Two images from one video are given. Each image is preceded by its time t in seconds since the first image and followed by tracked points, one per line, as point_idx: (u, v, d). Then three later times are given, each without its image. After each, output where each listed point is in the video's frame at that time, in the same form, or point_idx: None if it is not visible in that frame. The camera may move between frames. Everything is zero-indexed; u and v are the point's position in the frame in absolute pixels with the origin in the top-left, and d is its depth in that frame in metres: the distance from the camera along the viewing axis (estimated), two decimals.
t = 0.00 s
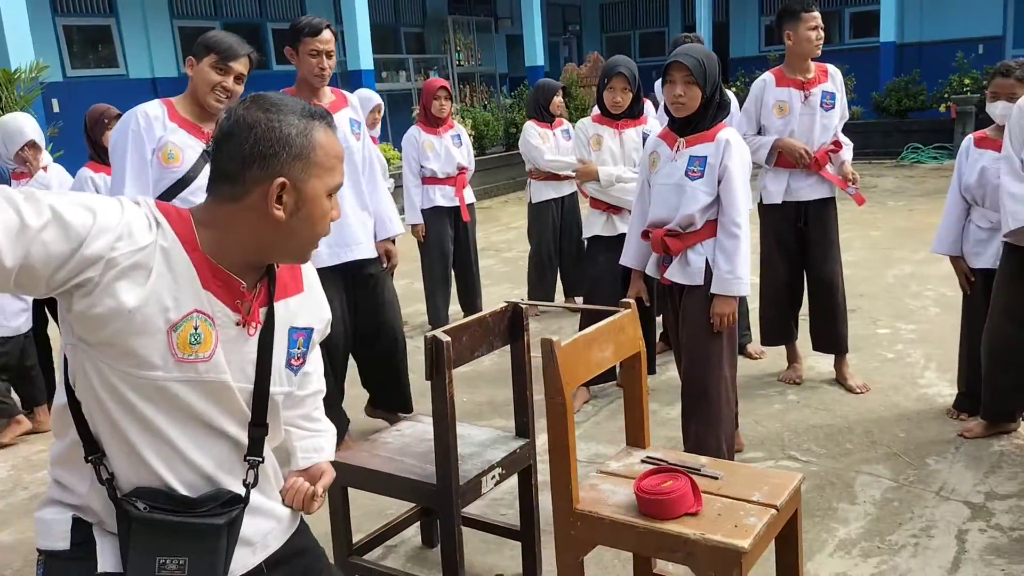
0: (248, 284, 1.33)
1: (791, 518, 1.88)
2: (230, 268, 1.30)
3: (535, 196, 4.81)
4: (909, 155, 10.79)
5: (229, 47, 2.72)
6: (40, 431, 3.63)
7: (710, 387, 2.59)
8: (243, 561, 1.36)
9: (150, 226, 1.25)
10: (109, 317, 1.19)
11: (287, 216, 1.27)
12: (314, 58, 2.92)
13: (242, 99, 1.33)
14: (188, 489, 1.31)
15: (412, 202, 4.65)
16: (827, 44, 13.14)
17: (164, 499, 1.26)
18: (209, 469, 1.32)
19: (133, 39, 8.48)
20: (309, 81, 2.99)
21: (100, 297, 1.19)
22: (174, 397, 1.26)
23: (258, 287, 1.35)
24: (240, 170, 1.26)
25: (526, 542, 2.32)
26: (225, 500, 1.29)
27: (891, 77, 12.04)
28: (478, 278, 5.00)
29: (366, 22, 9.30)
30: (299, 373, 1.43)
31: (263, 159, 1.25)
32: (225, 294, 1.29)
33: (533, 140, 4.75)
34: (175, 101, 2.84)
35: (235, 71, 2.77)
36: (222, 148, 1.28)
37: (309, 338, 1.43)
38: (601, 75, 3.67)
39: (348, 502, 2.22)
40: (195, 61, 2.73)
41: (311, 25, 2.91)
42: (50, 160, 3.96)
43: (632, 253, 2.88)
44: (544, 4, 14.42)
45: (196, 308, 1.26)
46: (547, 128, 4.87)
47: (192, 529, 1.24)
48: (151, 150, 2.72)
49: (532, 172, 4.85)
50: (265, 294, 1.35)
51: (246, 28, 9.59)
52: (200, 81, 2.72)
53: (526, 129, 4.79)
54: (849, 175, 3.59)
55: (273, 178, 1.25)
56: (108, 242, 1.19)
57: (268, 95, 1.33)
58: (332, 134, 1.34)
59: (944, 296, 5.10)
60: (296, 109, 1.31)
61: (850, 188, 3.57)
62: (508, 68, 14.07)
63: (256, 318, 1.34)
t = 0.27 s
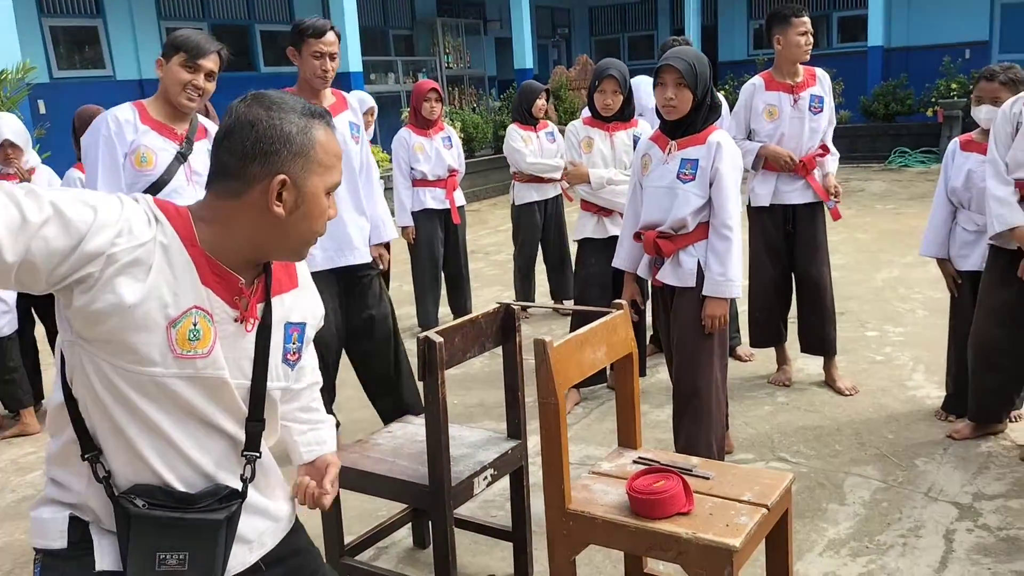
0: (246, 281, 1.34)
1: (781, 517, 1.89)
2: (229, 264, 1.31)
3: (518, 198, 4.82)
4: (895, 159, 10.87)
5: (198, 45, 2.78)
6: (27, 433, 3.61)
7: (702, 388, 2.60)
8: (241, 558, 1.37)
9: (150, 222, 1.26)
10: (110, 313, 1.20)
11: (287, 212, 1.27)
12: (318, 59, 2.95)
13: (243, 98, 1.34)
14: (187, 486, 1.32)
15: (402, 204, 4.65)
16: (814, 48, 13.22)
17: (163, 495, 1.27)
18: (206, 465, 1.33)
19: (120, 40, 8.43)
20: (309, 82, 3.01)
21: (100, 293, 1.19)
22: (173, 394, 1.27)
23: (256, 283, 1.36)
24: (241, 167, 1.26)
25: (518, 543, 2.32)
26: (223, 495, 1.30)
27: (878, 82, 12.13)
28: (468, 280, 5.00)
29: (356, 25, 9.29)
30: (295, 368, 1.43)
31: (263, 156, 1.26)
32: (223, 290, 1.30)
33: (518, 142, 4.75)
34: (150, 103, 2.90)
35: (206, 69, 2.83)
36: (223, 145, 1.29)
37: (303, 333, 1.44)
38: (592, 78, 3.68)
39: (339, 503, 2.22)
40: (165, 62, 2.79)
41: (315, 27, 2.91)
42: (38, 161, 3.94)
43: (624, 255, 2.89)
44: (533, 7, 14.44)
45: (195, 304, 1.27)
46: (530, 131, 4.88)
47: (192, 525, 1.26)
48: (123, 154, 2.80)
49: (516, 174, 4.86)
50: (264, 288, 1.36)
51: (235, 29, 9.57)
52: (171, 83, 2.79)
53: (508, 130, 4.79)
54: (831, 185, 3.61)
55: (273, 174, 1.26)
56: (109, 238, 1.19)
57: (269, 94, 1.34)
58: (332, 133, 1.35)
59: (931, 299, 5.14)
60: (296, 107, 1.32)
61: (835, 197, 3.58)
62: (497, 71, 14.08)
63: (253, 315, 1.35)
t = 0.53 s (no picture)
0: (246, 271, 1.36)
1: (772, 521, 1.90)
2: (231, 257, 1.32)
3: (509, 203, 4.84)
4: (885, 165, 10.93)
5: (147, 41, 2.81)
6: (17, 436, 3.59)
7: (693, 392, 2.61)
8: (242, 555, 1.40)
9: (152, 218, 1.27)
10: (122, 311, 1.21)
11: (289, 209, 1.31)
12: (338, 63, 2.92)
13: (249, 97, 1.35)
14: (193, 478, 1.33)
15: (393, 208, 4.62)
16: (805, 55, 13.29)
17: (168, 489, 1.27)
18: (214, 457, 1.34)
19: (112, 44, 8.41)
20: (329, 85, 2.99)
21: (112, 292, 1.21)
22: (182, 387, 1.28)
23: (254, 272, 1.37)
24: (247, 164, 1.29)
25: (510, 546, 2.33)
26: (227, 485, 1.31)
27: (868, 88, 12.20)
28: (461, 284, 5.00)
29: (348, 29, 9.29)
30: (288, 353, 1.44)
31: (269, 155, 1.28)
32: (225, 281, 1.31)
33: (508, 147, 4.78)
34: (110, 106, 2.94)
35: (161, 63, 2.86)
36: (229, 142, 1.30)
37: (293, 319, 1.46)
38: (584, 84, 3.70)
39: (332, 506, 2.22)
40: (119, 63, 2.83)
41: (336, 31, 2.91)
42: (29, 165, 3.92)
43: (616, 259, 2.90)
44: (526, 13, 14.47)
45: (200, 297, 1.28)
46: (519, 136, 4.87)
47: (199, 515, 1.26)
48: (84, 159, 2.85)
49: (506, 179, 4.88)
50: (259, 278, 1.38)
51: (227, 33, 9.56)
52: (126, 83, 2.83)
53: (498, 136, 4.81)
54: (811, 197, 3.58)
55: (278, 173, 1.29)
56: (118, 237, 1.20)
57: (276, 94, 1.36)
58: (334, 135, 1.38)
59: (920, 304, 5.17)
60: (301, 108, 1.35)
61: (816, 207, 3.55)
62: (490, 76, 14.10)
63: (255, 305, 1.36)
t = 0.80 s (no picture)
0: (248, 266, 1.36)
1: (767, 525, 1.90)
2: (232, 254, 1.33)
3: (507, 208, 4.85)
4: (879, 171, 10.97)
5: (106, 48, 2.82)
6: (11, 440, 3.59)
7: (689, 395, 2.62)
8: (241, 552, 1.40)
9: (155, 215, 1.27)
10: (125, 307, 1.21)
11: (292, 206, 1.32)
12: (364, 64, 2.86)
13: (256, 98, 1.38)
14: (193, 471, 1.33)
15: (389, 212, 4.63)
16: (800, 61, 13.34)
17: (169, 483, 1.26)
18: (216, 452, 1.34)
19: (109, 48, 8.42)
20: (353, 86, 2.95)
21: (116, 288, 1.21)
22: (184, 382, 1.28)
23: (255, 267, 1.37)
24: (253, 162, 1.30)
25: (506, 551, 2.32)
26: (227, 480, 1.31)
27: (862, 95, 12.24)
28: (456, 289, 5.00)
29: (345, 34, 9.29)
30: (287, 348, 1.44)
31: (275, 153, 1.30)
32: (227, 276, 1.31)
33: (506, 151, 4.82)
34: (79, 115, 2.97)
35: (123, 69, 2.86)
36: (234, 140, 1.32)
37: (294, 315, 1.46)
38: (580, 89, 3.71)
39: (327, 510, 2.22)
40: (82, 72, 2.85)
41: (364, 33, 2.83)
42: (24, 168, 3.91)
43: (613, 263, 2.91)
44: (522, 18, 14.50)
45: (202, 293, 1.29)
46: (519, 140, 4.94)
47: (200, 510, 1.26)
48: (53, 173, 2.91)
49: (505, 183, 4.89)
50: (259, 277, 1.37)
51: (223, 38, 9.55)
52: (91, 94, 2.86)
53: (498, 142, 4.84)
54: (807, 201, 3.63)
55: (283, 170, 1.31)
56: (122, 233, 1.21)
57: (280, 95, 1.39)
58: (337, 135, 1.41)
59: (915, 310, 5.18)
60: (305, 109, 1.37)
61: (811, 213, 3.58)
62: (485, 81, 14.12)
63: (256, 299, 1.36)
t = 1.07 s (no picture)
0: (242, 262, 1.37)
1: (764, 525, 1.92)
2: (227, 250, 1.35)
3: (513, 211, 4.86)
4: (876, 175, 11.01)
5: (84, 50, 2.59)
6: (11, 442, 3.60)
7: (689, 397, 2.64)
8: (251, 549, 1.42)
9: (148, 213, 1.29)
10: (122, 304, 1.22)
11: (283, 198, 1.34)
12: (375, 69, 2.91)
13: (242, 92, 1.40)
14: (199, 470, 1.34)
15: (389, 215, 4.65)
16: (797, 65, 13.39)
17: (175, 483, 1.28)
18: (216, 447, 1.35)
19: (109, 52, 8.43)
20: (364, 91, 2.99)
21: (112, 286, 1.22)
22: (182, 378, 1.30)
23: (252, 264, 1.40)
24: (241, 154, 1.32)
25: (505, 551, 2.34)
26: (233, 478, 1.34)
27: (859, 99, 12.29)
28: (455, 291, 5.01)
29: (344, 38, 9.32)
30: (292, 350, 1.46)
31: (263, 145, 1.32)
32: (223, 273, 1.34)
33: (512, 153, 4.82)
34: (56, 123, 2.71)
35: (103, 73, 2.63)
36: (223, 134, 1.35)
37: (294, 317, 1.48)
38: (578, 93, 3.73)
39: (328, 510, 2.23)
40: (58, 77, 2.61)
41: (377, 38, 2.88)
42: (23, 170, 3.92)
43: (612, 266, 2.93)
44: (520, 22, 14.54)
45: (199, 289, 1.30)
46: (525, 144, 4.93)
47: (208, 507, 1.28)
48: (33, 182, 2.67)
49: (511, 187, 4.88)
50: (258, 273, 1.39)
51: (222, 41, 9.58)
52: (69, 99, 2.61)
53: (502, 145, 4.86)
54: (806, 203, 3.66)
55: (272, 163, 1.33)
56: (114, 231, 1.22)
57: (267, 90, 1.41)
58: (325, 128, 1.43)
59: (911, 313, 5.21)
60: (293, 101, 1.39)
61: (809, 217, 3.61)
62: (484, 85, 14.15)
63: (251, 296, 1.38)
